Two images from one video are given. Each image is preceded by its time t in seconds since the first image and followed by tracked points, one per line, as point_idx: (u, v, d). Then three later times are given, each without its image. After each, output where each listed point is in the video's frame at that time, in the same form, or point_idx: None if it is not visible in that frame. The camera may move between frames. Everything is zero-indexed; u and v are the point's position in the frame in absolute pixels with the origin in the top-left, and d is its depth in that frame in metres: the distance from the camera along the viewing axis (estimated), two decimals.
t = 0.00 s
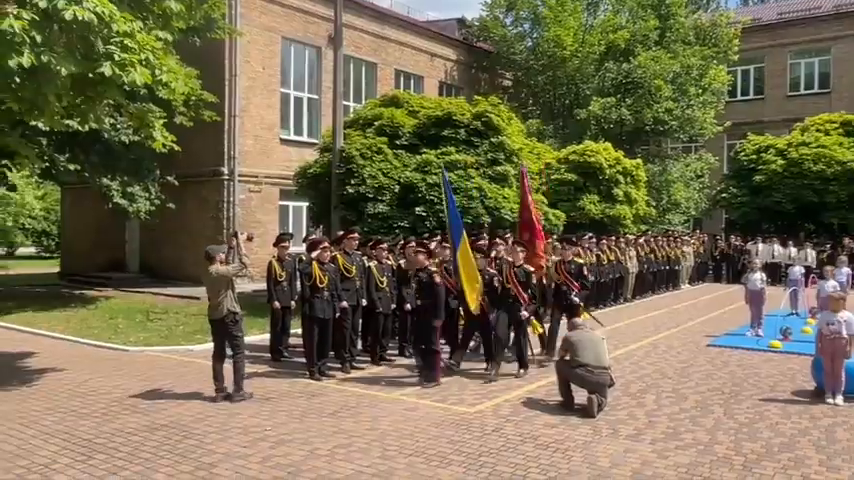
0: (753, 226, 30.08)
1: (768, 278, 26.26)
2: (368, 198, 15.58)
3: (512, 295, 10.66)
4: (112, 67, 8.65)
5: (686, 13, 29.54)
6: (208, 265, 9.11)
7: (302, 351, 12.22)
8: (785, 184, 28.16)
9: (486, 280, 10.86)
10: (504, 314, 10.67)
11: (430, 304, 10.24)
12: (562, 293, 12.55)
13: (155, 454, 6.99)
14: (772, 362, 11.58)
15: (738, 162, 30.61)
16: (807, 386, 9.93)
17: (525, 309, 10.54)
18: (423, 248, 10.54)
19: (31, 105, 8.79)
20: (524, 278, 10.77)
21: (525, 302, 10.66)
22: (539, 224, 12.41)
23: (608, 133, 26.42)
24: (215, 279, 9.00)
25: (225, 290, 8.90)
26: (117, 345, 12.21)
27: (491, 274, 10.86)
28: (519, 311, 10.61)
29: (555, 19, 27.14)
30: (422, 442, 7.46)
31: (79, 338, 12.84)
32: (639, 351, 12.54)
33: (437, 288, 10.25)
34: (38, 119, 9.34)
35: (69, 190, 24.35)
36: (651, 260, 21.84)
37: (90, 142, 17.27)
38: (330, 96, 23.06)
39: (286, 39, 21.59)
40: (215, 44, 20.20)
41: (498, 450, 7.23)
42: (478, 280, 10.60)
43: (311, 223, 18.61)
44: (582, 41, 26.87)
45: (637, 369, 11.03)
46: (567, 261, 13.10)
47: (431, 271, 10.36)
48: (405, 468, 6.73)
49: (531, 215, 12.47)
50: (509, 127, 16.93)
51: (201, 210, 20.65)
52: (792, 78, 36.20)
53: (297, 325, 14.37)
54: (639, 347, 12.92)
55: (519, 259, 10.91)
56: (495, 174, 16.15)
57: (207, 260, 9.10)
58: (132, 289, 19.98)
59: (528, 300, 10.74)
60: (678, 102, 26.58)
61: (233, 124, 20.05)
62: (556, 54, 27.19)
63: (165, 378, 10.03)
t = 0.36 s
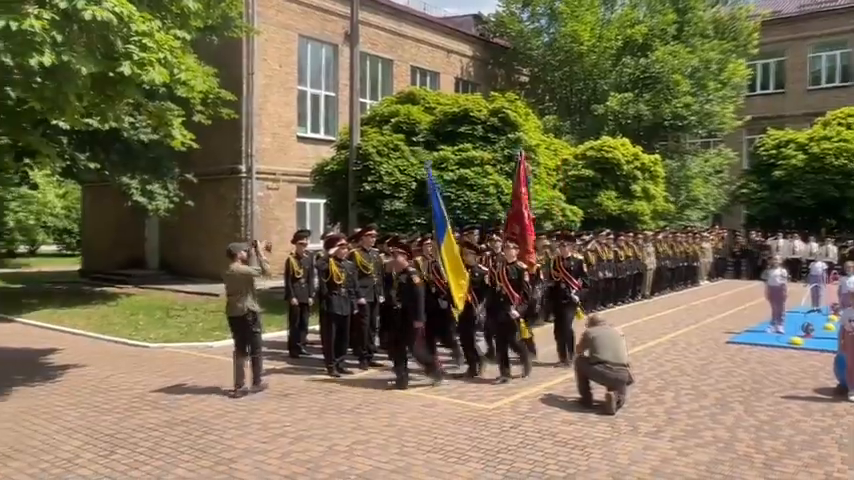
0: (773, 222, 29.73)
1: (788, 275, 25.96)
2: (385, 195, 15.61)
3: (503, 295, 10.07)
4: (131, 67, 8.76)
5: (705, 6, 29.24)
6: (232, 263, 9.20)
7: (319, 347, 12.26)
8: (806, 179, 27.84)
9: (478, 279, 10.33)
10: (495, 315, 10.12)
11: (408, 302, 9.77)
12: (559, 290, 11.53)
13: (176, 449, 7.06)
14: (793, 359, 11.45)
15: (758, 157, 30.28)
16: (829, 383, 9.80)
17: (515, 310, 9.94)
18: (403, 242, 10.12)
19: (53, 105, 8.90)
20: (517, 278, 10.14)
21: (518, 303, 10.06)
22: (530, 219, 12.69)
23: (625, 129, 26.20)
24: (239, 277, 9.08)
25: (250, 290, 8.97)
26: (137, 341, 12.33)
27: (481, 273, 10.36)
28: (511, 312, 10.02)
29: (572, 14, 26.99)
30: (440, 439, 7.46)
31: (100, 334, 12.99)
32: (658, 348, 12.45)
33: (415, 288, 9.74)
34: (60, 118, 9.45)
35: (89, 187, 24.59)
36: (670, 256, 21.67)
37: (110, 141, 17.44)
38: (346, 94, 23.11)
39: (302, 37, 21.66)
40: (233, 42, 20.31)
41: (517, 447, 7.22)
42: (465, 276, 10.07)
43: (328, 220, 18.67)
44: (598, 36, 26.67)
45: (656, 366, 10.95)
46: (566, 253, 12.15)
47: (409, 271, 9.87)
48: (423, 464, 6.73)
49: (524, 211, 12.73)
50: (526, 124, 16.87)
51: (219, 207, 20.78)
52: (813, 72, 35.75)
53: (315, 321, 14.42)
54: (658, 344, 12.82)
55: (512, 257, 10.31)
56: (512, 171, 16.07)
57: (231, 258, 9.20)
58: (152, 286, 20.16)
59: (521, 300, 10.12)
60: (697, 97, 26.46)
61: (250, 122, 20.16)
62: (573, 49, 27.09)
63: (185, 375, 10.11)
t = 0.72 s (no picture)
0: (801, 218, 29.21)
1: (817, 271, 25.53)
2: (407, 192, 15.62)
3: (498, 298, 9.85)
4: (157, 66, 8.85)
5: None
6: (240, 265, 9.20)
7: (343, 343, 12.34)
8: (835, 174, 27.37)
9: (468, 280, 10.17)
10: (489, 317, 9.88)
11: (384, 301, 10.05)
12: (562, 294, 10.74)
13: (202, 444, 7.14)
14: (822, 357, 11.27)
15: (786, 151, 29.80)
16: None
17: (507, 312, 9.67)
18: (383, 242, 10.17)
19: (81, 104, 9.03)
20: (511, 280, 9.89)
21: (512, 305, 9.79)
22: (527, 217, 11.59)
23: (650, 124, 25.89)
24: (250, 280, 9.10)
25: (263, 292, 9.03)
26: (164, 337, 12.49)
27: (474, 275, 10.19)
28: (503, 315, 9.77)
29: (595, 8, 26.77)
30: (464, 435, 7.47)
31: (128, 330, 13.18)
32: (684, 345, 12.32)
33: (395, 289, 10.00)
34: (87, 117, 9.59)
35: (116, 186, 24.93)
36: (696, 252, 21.45)
37: (136, 139, 17.65)
38: (368, 91, 23.15)
39: (324, 35, 21.72)
40: (256, 41, 20.43)
41: (541, 444, 7.20)
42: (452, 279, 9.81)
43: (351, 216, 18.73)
44: (622, 31, 26.57)
45: (682, 363, 10.84)
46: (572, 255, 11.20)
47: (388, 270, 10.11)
48: (447, 460, 6.74)
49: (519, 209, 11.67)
50: (549, 119, 16.80)
51: (243, 205, 20.96)
52: (842, 65, 35.10)
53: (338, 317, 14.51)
54: (684, 341, 12.69)
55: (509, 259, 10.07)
56: (535, 167, 16.08)
57: (240, 260, 9.21)
58: (177, 283, 20.41)
59: (515, 303, 9.85)
60: (723, 91, 26.08)
61: (273, 119, 20.27)
62: (596, 44, 26.91)
63: (210, 370, 10.23)
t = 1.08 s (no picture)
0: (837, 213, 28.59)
1: None
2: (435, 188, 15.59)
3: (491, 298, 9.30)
4: (188, 65, 8.95)
5: None
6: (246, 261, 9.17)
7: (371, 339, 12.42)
8: None
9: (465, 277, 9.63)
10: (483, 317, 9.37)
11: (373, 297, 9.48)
12: (569, 293, 10.25)
13: (233, 438, 7.22)
14: None
15: (821, 145, 29.20)
16: None
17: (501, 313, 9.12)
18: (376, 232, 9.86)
19: (114, 102, 9.25)
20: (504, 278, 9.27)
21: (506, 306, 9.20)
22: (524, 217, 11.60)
23: (680, 119, 25.50)
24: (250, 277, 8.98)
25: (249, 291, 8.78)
26: (195, 332, 12.65)
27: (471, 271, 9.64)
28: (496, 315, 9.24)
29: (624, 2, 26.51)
30: (492, 431, 7.45)
31: (160, 326, 13.38)
32: (716, 342, 12.14)
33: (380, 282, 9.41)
34: (121, 115, 9.77)
35: (149, 183, 25.31)
36: (727, 248, 21.14)
37: (168, 137, 17.88)
38: (396, 87, 23.20)
39: (352, 32, 21.79)
40: (284, 38, 20.56)
41: (570, 441, 7.15)
42: (445, 276, 9.83)
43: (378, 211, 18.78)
44: (652, 24, 26.61)
45: (713, 361, 10.68)
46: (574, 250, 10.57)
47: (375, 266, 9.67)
48: (476, 457, 6.73)
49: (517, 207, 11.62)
50: (577, 115, 16.67)
51: (272, 202, 21.14)
52: None
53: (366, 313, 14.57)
54: (715, 338, 12.50)
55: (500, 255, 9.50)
56: (563, 162, 15.92)
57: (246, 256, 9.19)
58: (208, 279, 20.66)
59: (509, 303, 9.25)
60: (755, 84, 25.63)
61: (301, 117, 20.41)
62: (625, 38, 26.67)
63: (241, 365, 10.34)
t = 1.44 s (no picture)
0: None
1: None
2: (466, 184, 15.59)
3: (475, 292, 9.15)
4: (222, 63, 9.07)
5: None
6: (248, 260, 8.80)
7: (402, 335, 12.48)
8: None
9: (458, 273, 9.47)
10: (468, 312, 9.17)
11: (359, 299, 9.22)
12: (569, 291, 9.73)
13: (267, 432, 7.31)
14: None
15: None
16: None
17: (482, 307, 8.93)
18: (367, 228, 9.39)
19: (150, 101, 9.43)
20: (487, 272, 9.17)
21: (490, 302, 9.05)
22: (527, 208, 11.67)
23: (715, 113, 25.06)
24: (248, 278, 8.62)
25: (239, 293, 8.43)
26: (229, 327, 12.83)
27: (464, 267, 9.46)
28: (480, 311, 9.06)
29: None
30: (524, 428, 7.43)
31: (195, 321, 13.59)
32: (752, 340, 11.93)
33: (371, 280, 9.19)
34: (156, 113, 9.95)
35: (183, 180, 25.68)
36: (764, 245, 20.74)
37: (202, 135, 18.13)
38: (427, 84, 23.20)
39: (383, 28, 21.83)
40: (316, 36, 20.67)
41: (603, 439, 7.09)
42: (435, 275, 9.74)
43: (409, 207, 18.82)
44: (687, 16, 26.07)
45: (749, 359, 10.50)
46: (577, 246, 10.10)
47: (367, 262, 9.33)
48: (508, 454, 6.71)
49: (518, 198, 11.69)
50: (610, 110, 16.49)
51: (304, 198, 21.31)
52: None
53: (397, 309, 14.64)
54: (752, 336, 12.27)
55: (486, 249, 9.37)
56: (596, 158, 15.74)
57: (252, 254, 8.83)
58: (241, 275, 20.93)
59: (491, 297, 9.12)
60: (793, 77, 25.12)
61: (333, 114, 20.53)
62: (659, 31, 26.41)
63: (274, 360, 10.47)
